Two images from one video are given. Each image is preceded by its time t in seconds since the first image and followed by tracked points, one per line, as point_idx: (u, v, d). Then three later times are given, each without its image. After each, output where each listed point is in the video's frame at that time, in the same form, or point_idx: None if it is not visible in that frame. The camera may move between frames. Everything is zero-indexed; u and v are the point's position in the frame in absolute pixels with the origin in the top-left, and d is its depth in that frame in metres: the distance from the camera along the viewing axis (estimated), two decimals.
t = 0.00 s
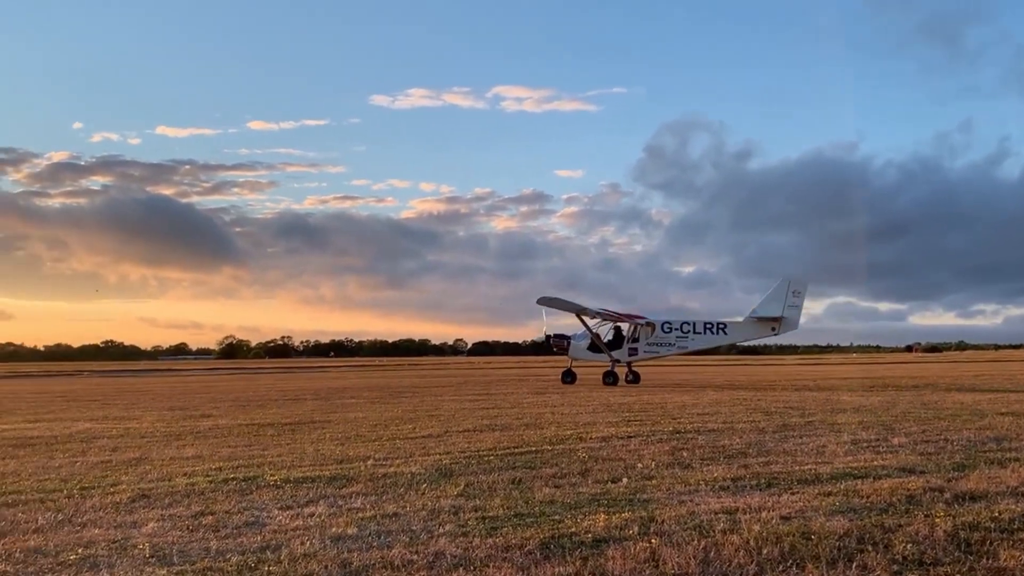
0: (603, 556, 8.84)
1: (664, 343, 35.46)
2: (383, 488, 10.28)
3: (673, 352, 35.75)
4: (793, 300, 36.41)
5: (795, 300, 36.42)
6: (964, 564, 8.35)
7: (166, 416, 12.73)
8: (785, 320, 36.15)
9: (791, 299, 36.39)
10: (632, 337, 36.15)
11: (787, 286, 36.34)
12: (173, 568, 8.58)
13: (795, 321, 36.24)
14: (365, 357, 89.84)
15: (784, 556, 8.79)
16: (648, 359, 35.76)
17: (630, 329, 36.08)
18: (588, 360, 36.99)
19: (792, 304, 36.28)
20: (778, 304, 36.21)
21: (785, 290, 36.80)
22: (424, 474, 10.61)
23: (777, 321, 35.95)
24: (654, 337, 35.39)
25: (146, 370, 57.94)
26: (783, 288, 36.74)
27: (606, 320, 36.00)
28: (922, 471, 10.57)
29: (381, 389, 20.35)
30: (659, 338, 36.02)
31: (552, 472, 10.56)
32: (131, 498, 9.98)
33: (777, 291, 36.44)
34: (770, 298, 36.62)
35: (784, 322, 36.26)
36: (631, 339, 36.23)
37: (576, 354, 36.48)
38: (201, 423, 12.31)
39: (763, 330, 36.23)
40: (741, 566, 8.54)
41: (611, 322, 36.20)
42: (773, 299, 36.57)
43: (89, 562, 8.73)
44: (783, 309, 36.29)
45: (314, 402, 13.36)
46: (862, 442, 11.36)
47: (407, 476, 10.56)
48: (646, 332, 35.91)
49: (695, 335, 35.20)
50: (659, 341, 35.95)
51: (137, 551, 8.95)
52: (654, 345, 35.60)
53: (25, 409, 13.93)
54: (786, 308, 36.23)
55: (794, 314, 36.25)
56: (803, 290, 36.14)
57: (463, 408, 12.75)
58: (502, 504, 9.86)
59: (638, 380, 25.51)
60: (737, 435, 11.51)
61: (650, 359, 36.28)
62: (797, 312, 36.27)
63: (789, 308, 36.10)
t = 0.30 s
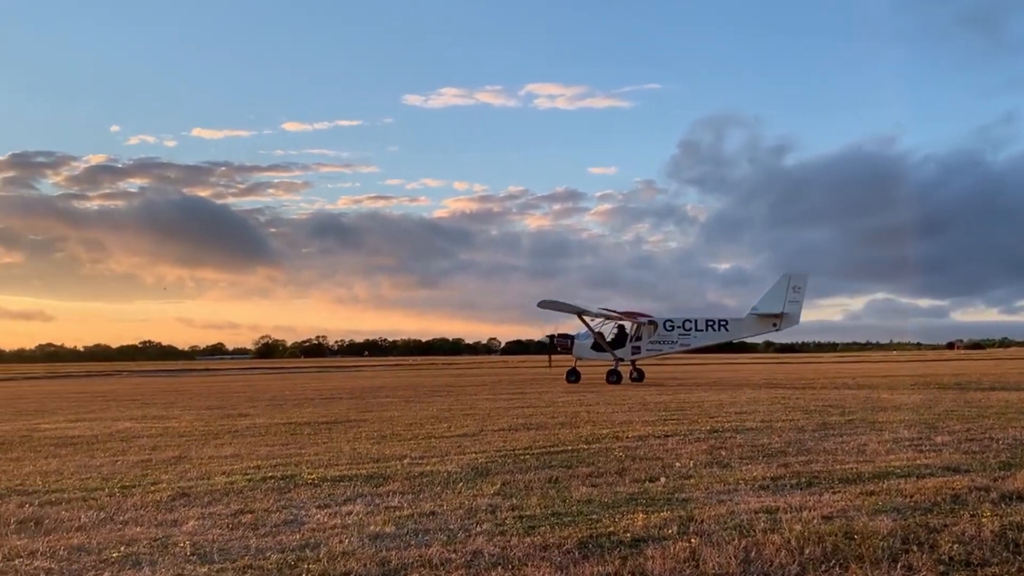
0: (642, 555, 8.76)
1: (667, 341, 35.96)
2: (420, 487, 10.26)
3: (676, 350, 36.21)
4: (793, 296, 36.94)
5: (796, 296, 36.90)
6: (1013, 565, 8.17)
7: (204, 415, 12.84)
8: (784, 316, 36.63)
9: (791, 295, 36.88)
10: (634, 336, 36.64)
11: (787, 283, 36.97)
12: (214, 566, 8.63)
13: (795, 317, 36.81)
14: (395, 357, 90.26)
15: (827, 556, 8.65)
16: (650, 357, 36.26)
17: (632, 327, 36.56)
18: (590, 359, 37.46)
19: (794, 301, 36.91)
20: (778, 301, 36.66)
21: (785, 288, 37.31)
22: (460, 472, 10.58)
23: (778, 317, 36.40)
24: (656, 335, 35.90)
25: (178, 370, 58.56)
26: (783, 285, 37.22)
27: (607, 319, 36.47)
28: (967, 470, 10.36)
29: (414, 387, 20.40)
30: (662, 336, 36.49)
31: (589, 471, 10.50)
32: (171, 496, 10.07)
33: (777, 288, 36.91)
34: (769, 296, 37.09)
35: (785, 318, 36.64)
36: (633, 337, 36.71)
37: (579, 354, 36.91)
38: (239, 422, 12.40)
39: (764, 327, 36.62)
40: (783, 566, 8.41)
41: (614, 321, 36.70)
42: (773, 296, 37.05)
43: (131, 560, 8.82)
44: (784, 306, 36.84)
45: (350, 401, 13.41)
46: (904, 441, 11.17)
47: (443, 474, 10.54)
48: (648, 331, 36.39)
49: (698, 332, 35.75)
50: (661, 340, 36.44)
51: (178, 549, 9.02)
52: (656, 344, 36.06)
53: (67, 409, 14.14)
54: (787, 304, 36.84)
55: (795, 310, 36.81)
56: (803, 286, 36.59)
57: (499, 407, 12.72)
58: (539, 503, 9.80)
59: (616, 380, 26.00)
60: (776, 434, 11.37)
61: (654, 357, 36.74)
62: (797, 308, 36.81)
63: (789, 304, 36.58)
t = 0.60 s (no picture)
0: (681, 552, 8.67)
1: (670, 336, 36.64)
2: (456, 484, 10.24)
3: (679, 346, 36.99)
4: (793, 289, 38.00)
5: (796, 291, 37.93)
6: None
7: (241, 413, 12.95)
8: (785, 310, 37.79)
9: (790, 289, 37.93)
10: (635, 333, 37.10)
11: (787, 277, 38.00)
12: (254, 562, 8.68)
13: (796, 311, 37.81)
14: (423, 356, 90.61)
15: (870, 552, 8.51)
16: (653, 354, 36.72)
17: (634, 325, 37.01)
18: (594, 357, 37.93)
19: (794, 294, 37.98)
20: (777, 295, 37.72)
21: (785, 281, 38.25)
22: (496, 469, 10.54)
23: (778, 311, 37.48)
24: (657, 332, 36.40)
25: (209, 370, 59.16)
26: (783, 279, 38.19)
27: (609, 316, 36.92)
28: (1013, 465, 10.16)
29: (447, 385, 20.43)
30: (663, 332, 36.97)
31: (625, 467, 10.43)
32: (210, 493, 10.16)
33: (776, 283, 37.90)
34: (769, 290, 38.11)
35: (785, 311, 37.80)
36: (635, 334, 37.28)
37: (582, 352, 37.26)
38: (275, 420, 12.48)
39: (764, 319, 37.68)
40: (825, 562, 8.29)
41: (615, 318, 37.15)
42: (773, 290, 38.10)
43: (172, 556, 8.90)
44: (784, 300, 37.86)
45: (385, 398, 13.46)
46: (947, 435, 10.98)
47: (479, 471, 10.51)
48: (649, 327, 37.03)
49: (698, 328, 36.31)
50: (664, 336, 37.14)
51: (218, 546, 9.08)
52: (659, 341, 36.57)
53: (107, 407, 14.34)
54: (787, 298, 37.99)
55: (795, 304, 37.88)
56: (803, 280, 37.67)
57: (533, 403, 12.69)
58: (576, 499, 9.74)
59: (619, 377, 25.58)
60: (815, 429, 11.23)
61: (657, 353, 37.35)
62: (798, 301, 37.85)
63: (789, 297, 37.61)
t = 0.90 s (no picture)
0: (719, 549, 8.58)
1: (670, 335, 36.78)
2: (490, 481, 10.21)
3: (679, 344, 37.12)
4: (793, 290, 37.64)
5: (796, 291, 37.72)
6: None
7: (276, 410, 13.05)
8: (785, 310, 37.59)
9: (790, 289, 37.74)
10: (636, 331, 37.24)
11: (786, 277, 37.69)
12: (291, 559, 8.73)
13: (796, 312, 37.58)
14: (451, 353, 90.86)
15: (911, 550, 8.37)
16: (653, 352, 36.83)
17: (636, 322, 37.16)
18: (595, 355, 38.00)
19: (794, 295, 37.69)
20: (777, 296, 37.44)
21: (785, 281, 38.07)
22: (530, 466, 10.50)
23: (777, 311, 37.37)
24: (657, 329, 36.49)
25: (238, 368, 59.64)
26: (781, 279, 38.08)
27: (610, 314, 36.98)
28: None
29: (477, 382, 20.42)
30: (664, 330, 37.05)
31: (660, 464, 10.36)
32: (247, 490, 10.24)
33: (776, 283, 37.68)
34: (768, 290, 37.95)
35: (785, 311, 37.61)
36: (635, 332, 37.38)
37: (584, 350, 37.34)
38: (310, 417, 12.54)
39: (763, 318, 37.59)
40: (865, 560, 8.16)
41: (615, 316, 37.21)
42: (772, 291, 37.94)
43: (211, 552, 8.98)
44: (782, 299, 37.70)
45: (417, 395, 13.48)
46: (989, 432, 10.76)
47: (513, 468, 10.48)
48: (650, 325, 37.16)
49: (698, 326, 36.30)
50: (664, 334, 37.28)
51: (256, 542, 9.15)
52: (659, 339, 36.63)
53: (144, 406, 14.50)
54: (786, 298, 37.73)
55: (795, 304, 37.62)
56: (804, 281, 37.40)
57: (566, 401, 12.63)
58: (611, 497, 9.68)
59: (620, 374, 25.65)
60: (854, 426, 11.07)
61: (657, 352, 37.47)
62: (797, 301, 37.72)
63: (789, 298, 37.47)
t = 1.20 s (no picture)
0: (752, 551, 8.48)
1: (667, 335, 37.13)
2: (521, 480, 10.17)
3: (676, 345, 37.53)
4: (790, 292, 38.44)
5: (792, 291, 38.52)
6: None
7: (306, 408, 13.13)
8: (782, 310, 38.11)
9: (787, 290, 38.52)
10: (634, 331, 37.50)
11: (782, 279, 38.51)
12: (322, 557, 8.75)
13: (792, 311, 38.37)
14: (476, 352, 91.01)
15: (949, 554, 8.22)
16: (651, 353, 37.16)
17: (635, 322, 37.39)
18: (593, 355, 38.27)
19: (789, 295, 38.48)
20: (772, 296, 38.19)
21: (781, 282, 38.81)
22: (560, 466, 10.45)
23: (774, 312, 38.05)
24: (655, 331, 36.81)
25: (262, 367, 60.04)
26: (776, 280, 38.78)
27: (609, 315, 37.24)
28: None
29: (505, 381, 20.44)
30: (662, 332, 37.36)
31: (692, 465, 10.27)
32: (279, 487, 10.30)
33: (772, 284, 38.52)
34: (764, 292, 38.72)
35: (782, 312, 38.27)
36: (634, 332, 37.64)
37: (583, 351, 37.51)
38: (340, 415, 12.60)
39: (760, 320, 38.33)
40: (903, 563, 8.03)
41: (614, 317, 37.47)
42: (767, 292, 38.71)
43: (244, 549, 9.03)
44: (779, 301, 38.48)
45: (446, 394, 13.50)
46: None
47: (543, 468, 10.43)
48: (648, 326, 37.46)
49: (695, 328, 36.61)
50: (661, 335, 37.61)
51: (287, 539, 9.19)
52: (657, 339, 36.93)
53: (177, 403, 14.64)
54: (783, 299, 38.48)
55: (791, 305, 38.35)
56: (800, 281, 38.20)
57: (596, 400, 12.57)
58: (643, 497, 9.62)
59: (615, 374, 25.89)
60: (888, 427, 10.92)
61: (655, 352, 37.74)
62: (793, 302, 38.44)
63: (785, 299, 38.21)
